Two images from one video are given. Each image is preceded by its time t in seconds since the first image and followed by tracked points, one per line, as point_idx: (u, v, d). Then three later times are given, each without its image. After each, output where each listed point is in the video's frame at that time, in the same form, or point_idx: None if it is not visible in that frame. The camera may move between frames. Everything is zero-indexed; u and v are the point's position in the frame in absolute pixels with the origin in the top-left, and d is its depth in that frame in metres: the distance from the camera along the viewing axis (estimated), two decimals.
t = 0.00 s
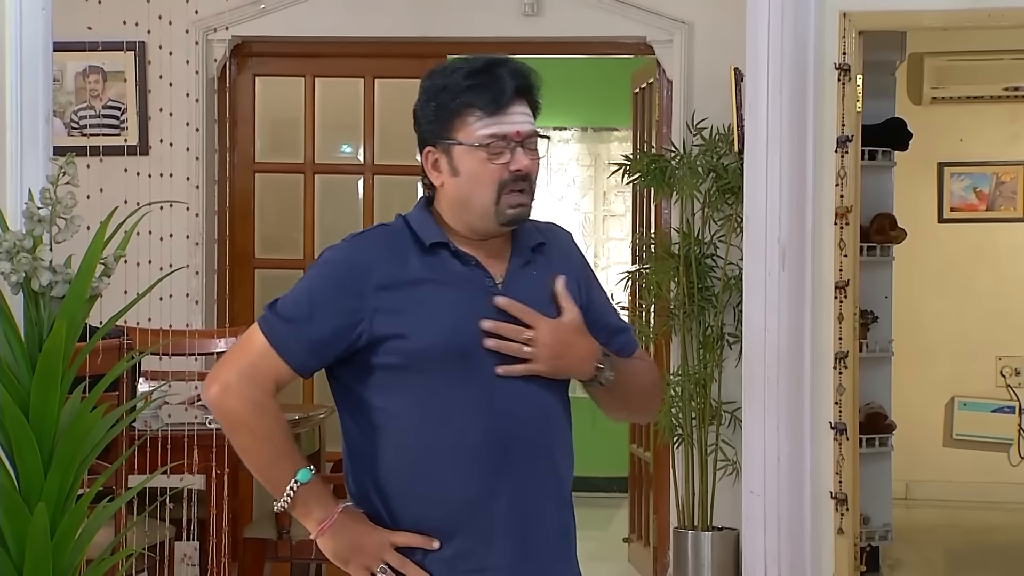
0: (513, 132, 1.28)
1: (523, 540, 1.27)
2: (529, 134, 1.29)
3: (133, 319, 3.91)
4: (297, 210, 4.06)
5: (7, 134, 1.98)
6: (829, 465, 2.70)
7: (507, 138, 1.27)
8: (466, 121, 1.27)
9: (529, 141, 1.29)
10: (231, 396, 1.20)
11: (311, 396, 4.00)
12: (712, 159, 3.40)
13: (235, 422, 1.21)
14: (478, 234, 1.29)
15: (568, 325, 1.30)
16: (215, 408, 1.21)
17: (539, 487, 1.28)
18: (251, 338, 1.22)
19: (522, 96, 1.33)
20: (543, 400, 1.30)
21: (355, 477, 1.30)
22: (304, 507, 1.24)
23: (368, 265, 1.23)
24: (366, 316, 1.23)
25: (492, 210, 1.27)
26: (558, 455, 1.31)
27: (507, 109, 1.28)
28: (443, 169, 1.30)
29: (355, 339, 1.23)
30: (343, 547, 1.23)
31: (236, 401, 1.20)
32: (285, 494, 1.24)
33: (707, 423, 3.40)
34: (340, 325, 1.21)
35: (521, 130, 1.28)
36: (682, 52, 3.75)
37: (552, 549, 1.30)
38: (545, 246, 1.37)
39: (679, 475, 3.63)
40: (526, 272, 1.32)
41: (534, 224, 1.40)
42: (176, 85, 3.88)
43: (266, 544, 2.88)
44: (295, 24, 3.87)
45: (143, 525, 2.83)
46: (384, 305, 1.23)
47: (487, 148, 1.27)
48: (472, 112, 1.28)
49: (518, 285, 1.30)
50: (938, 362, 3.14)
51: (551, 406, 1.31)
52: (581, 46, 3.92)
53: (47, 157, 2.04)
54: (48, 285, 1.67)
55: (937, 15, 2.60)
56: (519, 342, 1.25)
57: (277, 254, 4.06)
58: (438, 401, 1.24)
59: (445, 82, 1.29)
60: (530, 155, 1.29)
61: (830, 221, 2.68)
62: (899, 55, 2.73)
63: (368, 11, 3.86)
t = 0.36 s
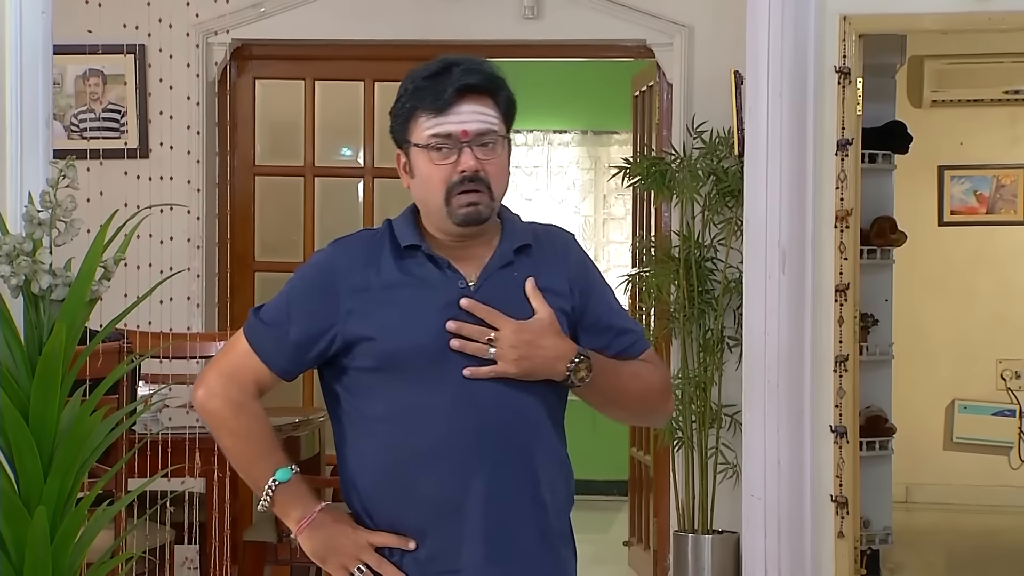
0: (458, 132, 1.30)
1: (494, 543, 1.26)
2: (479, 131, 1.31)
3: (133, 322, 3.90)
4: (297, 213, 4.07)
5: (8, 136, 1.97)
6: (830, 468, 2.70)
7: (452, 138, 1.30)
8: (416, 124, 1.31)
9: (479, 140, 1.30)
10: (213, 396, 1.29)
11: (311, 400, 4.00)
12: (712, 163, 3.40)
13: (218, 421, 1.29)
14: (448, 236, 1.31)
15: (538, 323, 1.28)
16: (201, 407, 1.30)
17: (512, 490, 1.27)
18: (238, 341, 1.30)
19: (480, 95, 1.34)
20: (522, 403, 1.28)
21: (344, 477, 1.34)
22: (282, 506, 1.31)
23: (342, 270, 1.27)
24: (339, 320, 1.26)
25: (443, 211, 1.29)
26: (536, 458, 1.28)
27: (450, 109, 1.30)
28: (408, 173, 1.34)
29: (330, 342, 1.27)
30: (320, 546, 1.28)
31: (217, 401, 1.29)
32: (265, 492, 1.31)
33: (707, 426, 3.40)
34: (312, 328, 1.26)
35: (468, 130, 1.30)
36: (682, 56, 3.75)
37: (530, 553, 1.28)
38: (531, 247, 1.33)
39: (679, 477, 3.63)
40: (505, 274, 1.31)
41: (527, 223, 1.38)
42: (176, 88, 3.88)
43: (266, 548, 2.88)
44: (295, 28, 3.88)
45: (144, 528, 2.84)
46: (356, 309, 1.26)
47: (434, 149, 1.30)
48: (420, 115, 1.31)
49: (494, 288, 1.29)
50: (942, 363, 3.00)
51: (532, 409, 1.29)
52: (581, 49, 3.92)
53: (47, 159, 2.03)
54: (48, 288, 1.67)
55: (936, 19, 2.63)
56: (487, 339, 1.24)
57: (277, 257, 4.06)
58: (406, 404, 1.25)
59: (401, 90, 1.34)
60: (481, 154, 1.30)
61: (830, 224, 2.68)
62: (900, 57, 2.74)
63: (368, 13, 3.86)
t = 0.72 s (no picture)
0: (417, 137, 1.30)
1: (466, 548, 1.25)
2: (438, 135, 1.30)
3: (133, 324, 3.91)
4: (297, 216, 4.07)
5: (8, 139, 1.97)
6: (831, 471, 2.70)
7: (411, 143, 1.30)
8: (380, 130, 1.32)
9: (438, 145, 1.30)
10: (197, 400, 1.33)
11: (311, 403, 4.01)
12: (712, 166, 3.40)
13: (202, 425, 1.33)
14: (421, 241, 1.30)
15: (509, 328, 1.26)
16: (187, 412, 1.34)
17: (484, 496, 1.26)
18: (222, 347, 1.33)
19: (443, 98, 1.33)
20: (496, 408, 1.26)
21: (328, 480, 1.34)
22: (263, 509, 1.33)
23: (319, 276, 1.28)
24: (315, 325, 1.28)
25: (407, 216, 1.29)
26: (510, 463, 1.27)
27: (409, 115, 1.31)
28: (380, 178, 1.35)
29: (307, 348, 1.29)
30: (299, 548, 1.29)
31: (200, 406, 1.32)
32: (246, 495, 1.34)
33: (708, 429, 3.40)
34: (289, 335, 1.28)
35: (426, 135, 1.30)
36: (683, 59, 3.75)
37: (505, 559, 1.27)
38: (508, 252, 1.31)
39: (679, 480, 3.63)
40: (479, 280, 1.29)
41: (508, 225, 1.36)
42: (176, 91, 3.88)
43: (265, 552, 2.89)
44: (295, 31, 3.88)
45: (144, 531, 2.84)
46: (331, 314, 1.27)
47: (394, 155, 1.30)
48: (382, 120, 1.32)
49: (467, 294, 1.28)
50: (942, 367, 2.79)
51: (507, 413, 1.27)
52: (581, 52, 3.92)
53: (47, 162, 2.03)
54: (48, 291, 1.67)
55: (935, 23, 2.64)
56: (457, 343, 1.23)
57: (276, 260, 4.05)
58: (378, 408, 1.25)
59: (372, 97, 1.36)
60: (442, 158, 1.29)
61: (830, 227, 2.68)
62: (900, 61, 2.71)
63: (368, 16, 3.86)
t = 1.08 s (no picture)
0: (388, 144, 1.29)
1: (444, 552, 1.24)
2: (409, 142, 1.28)
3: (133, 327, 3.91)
4: (297, 218, 4.06)
5: (8, 142, 1.97)
6: (831, 474, 2.70)
7: (383, 150, 1.29)
8: (355, 135, 1.32)
9: (410, 152, 1.28)
10: (181, 404, 1.34)
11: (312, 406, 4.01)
12: (712, 168, 3.40)
13: (186, 428, 1.33)
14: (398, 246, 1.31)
15: (490, 338, 1.25)
16: (173, 417, 1.35)
17: (463, 501, 1.25)
18: (207, 352, 1.34)
19: (418, 105, 1.31)
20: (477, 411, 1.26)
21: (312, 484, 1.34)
22: (247, 512, 1.31)
23: (300, 281, 1.29)
24: (297, 330, 1.28)
25: (378, 222, 1.29)
26: (488, 469, 1.27)
27: (382, 121, 1.30)
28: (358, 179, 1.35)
29: (289, 353, 1.30)
30: (282, 551, 1.27)
31: (184, 409, 1.33)
32: (230, 499, 1.32)
33: (708, 431, 3.40)
34: (270, 340, 1.29)
35: (397, 142, 1.28)
36: (683, 62, 3.75)
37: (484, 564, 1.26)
38: (488, 257, 1.31)
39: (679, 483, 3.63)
40: (458, 284, 1.28)
41: (489, 229, 1.35)
42: (176, 93, 3.88)
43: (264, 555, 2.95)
44: (295, 33, 3.88)
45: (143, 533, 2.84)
46: (311, 319, 1.27)
47: (367, 160, 1.30)
48: (357, 125, 1.32)
49: (446, 298, 1.27)
50: (942, 368, 2.69)
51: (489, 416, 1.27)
52: (581, 55, 3.92)
53: (47, 165, 2.02)
54: (48, 294, 1.66)
55: (935, 25, 2.64)
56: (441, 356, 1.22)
57: (276, 263, 4.05)
58: (359, 411, 1.25)
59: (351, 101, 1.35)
60: (412, 166, 1.28)
61: (830, 229, 2.68)
62: (900, 64, 2.69)
63: (368, 18, 3.86)
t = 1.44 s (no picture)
0: (380, 145, 1.29)
1: (430, 553, 1.24)
2: (401, 145, 1.29)
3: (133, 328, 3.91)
4: (298, 219, 4.06)
5: (8, 143, 1.96)
6: (832, 474, 2.70)
7: (375, 151, 1.29)
8: (351, 136, 1.33)
9: (401, 154, 1.29)
10: (177, 401, 1.35)
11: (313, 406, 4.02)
12: (713, 169, 3.40)
13: (182, 426, 1.35)
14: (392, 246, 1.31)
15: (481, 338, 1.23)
16: (168, 414, 1.36)
17: (451, 501, 1.25)
18: (203, 350, 1.35)
19: (412, 108, 1.31)
20: (467, 410, 1.26)
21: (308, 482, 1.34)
22: (240, 510, 1.33)
23: (293, 280, 1.30)
24: (289, 328, 1.29)
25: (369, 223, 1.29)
26: (476, 469, 1.27)
27: (376, 123, 1.30)
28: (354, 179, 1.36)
29: (281, 351, 1.30)
30: (274, 550, 1.29)
31: (179, 407, 1.34)
32: (224, 497, 1.34)
33: (709, 432, 3.40)
34: (262, 339, 1.29)
35: (389, 144, 1.29)
36: (684, 63, 3.75)
37: (472, 565, 1.26)
38: (481, 256, 1.30)
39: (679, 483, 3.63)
40: (449, 283, 1.27)
41: (484, 229, 1.34)
42: (176, 94, 3.88)
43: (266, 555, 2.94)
44: (295, 33, 3.88)
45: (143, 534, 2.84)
46: (303, 318, 1.28)
47: (360, 161, 1.30)
48: (352, 126, 1.33)
49: (437, 296, 1.26)
50: (942, 370, 2.69)
51: (479, 416, 1.27)
52: (581, 56, 3.92)
53: (47, 166, 2.02)
54: (48, 295, 1.66)
55: (937, 25, 2.64)
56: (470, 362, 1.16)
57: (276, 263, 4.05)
58: (349, 410, 1.26)
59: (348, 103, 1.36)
60: (403, 169, 1.28)
61: (831, 230, 2.69)
62: (901, 65, 2.68)
63: (369, 19, 3.86)
